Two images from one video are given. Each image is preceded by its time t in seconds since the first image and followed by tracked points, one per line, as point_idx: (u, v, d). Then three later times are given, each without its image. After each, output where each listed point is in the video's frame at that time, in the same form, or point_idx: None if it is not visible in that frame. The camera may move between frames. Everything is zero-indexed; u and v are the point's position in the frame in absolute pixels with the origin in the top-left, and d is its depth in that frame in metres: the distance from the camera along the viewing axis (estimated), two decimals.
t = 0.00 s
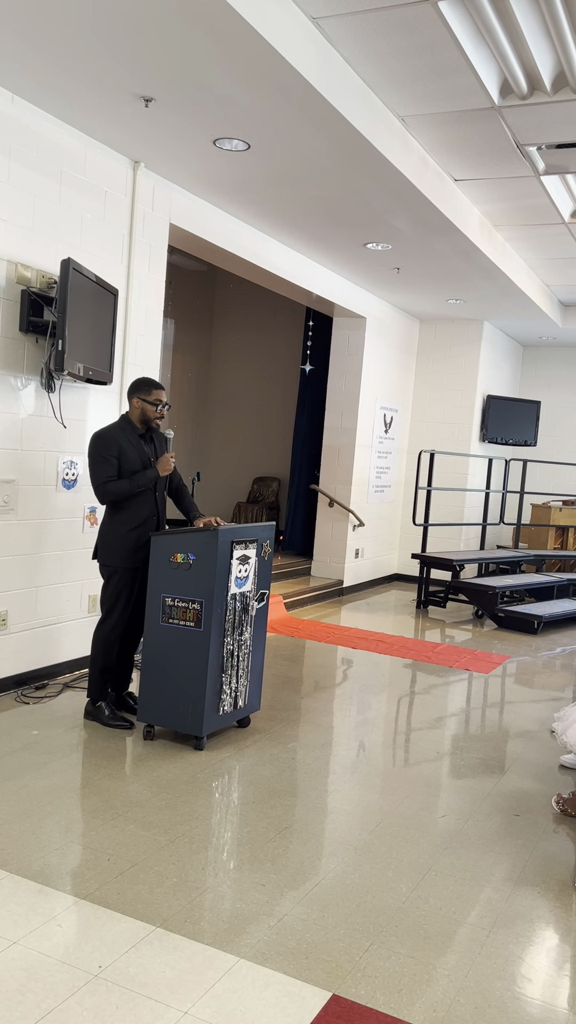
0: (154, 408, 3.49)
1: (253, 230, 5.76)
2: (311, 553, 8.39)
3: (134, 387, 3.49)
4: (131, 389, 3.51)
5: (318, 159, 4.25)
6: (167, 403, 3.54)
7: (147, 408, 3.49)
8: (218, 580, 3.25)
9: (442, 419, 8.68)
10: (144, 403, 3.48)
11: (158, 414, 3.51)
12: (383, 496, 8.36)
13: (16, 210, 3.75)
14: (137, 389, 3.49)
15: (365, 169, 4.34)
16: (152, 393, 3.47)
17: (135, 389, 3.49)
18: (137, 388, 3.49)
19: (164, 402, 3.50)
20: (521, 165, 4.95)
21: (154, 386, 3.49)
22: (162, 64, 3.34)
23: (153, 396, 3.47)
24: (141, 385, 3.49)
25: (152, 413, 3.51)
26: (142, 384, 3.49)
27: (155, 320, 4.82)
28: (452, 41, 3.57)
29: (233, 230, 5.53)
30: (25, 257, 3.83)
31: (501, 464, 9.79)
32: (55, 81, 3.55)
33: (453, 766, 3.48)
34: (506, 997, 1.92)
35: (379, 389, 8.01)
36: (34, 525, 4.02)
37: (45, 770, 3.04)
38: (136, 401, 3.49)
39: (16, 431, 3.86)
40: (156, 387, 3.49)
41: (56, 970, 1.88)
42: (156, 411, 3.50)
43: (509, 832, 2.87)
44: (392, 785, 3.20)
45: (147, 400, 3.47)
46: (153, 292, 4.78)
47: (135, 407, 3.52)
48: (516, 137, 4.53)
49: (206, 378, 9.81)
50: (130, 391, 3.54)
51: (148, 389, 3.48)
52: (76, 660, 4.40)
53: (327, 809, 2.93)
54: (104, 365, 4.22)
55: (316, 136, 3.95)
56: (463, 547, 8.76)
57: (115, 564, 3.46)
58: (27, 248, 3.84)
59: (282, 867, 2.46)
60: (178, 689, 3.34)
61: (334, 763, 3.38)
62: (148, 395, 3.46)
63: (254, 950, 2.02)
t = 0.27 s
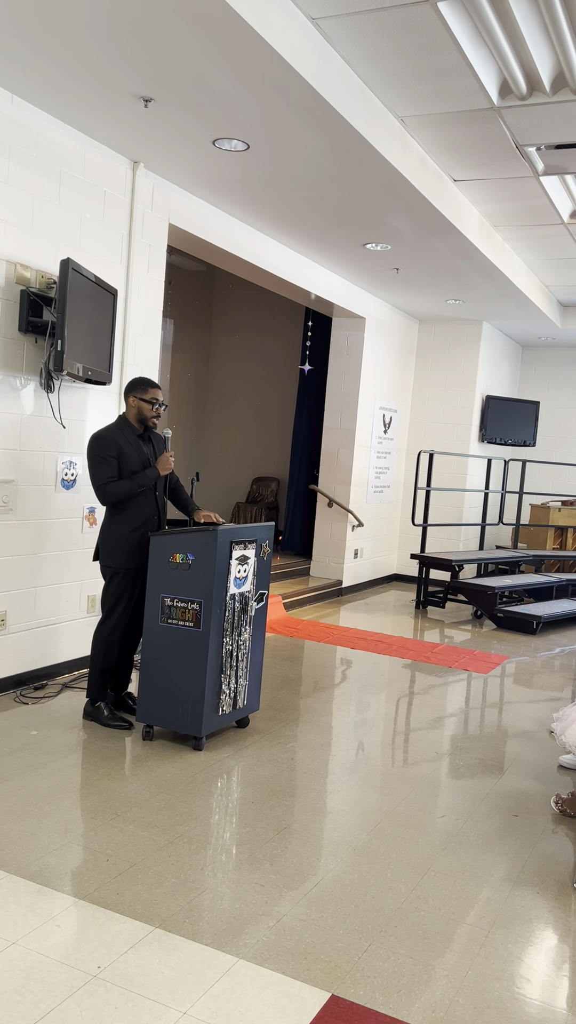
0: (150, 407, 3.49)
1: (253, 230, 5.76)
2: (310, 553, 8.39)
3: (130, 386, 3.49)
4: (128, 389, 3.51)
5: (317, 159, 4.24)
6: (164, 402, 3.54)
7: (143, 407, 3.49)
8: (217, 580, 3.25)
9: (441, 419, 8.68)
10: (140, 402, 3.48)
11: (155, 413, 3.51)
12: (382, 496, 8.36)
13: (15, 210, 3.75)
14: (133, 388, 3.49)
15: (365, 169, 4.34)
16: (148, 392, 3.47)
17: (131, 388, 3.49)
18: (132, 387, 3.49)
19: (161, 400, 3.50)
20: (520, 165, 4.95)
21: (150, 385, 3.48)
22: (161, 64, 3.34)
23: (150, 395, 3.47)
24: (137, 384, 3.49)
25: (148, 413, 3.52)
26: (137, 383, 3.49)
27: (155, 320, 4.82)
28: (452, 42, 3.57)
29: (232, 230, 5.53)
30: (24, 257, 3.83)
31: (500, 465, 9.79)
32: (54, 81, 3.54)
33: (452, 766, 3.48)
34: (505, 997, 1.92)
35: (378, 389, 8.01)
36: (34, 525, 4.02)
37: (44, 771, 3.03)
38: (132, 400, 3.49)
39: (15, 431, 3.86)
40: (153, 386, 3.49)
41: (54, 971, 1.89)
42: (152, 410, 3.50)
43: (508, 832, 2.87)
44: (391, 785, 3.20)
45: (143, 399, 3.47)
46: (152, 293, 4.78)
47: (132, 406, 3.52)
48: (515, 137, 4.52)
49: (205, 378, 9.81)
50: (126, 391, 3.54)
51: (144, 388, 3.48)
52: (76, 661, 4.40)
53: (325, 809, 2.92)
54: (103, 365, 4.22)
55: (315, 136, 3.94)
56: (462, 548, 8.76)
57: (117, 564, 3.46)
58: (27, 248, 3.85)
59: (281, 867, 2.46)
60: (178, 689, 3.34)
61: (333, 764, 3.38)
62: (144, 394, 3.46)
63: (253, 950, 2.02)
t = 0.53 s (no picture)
0: (152, 408, 3.49)
1: (252, 230, 5.76)
2: (309, 553, 8.38)
3: (132, 386, 3.49)
4: (129, 389, 3.51)
5: (317, 159, 4.24)
6: (165, 403, 3.54)
7: (145, 407, 3.49)
8: (216, 580, 3.25)
9: (440, 419, 8.68)
10: (142, 403, 3.48)
11: (156, 414, 3.51)
12: (381, 496, 8.36)
13: (15, 210, 3.75)
14: (135, 389, 3.49)
15: (364, 169, 4.34)
16: (150, 393, 3.47)
17: (132, 389, 3.49)
18: (134, 388, 3.49)
19: (162, 401, 3.50)
20: (519, 165, 4.95)
21: (152, 385, 3.49)
22: (160, 64, 3.34)
23: (151, 396, 3.47)
24: (138, 384, 3.49)
25: (150, 414, 3.51)
26: (138, 384, 3.49)
27: (154, 320, 4.82)
28: (451, 42, 3.57)
29: (231, 230, 5.53)
30: (23, 257, 3.83)
31: (499, 465, 9.79)
32: (53, 81, 3.54)
33: (451, 766, 3.48)
34: (504, 997, 1.92)
35: (377, 389, 8.01)
36: (33, 525, 4.02)
37: (43, 771, 3.03)
38: (134, 400, 3.49)
39: (14, 431, 3.85)
40: (154, 387, 3.49)
41: (53, 971, 1.88)
42: (154, 411, 3.50)
43: (507, 832, 2.87)
44: (391, 786, 3.20)
45: (144, 400, 3.47)
46: (151, 293, 4.78)
47: (133, 407, 3.51)
48: (514, 137, 4.52)
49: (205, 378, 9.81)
50: (127, 391, 3.54)
51: (146, 389, 3.48)
52: (75, 661, 4.40)
53: (325, 810, 2.92)
54: (103, 365, 4.22)
55: (315, 136, 3.94)
56: (462, 548, 8.76)
57: (116, 564, 3.46)
58: (26, 248, 3.84)
59: (280, 867, 2.46)
60: (177, 689, 3.33)
61: (332, 764, 3.38)
62: (145, 394, 3.46)
63: (252, 950, 2.02)
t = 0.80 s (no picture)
0: (156, 410, 3.50)
1: (251, 230, 5.75)
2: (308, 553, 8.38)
3: (137, 389, 3.50)
4: (134, 389, 3.51)
5: (316, 159, 4.24)
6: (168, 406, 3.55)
7: (149, 409, 3.49)
8: (215, 581, 3.25)
9: (439, 420, 8.68)
10: (146, 405, 3.49)
11: (159, 416, 3.52)
12: (380, 496, 8.36)
13: (14, 211, 3.75)
14: (141, 390, 3.49)
15: (363, 169, 4.35)
16: (155, 395, 3.48)
17: (138, 389, 3.50)
18: (139, 390, 3.49)
19: (166, 404, 3.51)
20: (518, 165, 4.95)
21: (157, 388, 3.49)
22: (159, 64, 3.34)
23: (156, 399, 3.48)
24: (144, 386, 3.50)
25: (153, 415, 3.51)
26: (145, 385, 3.49)
27: (153, 320, 4.82)
28: (450, 42, 3.57)
29: (230, 230, 5.53)
30: (22, 257, 3.83)
31: (498, 465, 9.79)
32: (52, 81, 3.54)
33: (450, 767, 3.47)
34: (503, 997, 1.92)
35: (376, 390, 8.01)
36: (32, 525, 4.01)
37: (41, 772, 3.03)
38: (138, 401, 3.49)
39: (13, 431, 3.85)
40: (159, 389, 3.49)
41: (52, 971, 1.88)
42: (158, 414, 3.50)
43: (506, 833, 2.86)
44: (390, 786, 3.20)
45: (149, 402, 3.48)
46: (151, 293, 4.78)
47: (136, 408, 3.51)
48: (513, 137, 4.53)
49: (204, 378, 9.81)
50: (132, 391, 3.54)
51: (151, 390, 3.48)
52: (73, 661, 4.39)
53: (324, 810, 2.92)
54: (102, 365, 4.22)
55: (314, 136, 3.94)
56: (461, 548, 8.76)
57: (115, 564, 3.46)
58: (24, 249, 3.84)
59: (279, 867, 2.46)
60: (176, 689, 3.33)
61: (331, 765, 3.38)
62: (150, 396, 3.47)
63: (251, 950, 2.02)
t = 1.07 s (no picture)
0: (156, 412, 3.50)
1: (250, 231, 5.75)
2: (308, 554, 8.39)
3: (138, 391, 3.49)
4: (135, 390, 3.51)
5: (315, 160, 4.24)
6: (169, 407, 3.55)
7: (150, 410, 3.49)
8: (214, 581, 3.25)
9: (439, 421, 8.68)
10: (147, 407, 3.49)
11: (160, 417, 3.52)
12: (379, 497, 8.36)
13: (13, 212, 3.75)
14: (142, 391, 3.49)
15: (362, 171, 4.35)
16: (156, 396, 3.48)
17: (139, 390, 3.49)
18: (140, 391, 3.49)
19: (167, 406, 3.51)
20: (517, 166, 4.96)
21: (158, 390, 3.49)
22: (158, 65, 3.34)
23: (157, 401, 3.48)
24: (145, 386, 3.49)
25: (154, 417, 3.51)
26: (146, 386, 3.49)
27: (152, 320, 4.82)
28: (449, 44, 3.57)
29: (229, 230, 5.54)
30: (22, 258, 3.83)
31: (497, 466, 9.79)
32: (51, 83, 3.54)
33: (450, 768, 3.47)
34: (502, 997, 1.93)
35: (375, 390, 8.01)
36: (31, 525, 4.01)
37: (40, 772, 3.03)
38: (138, 402, 3.49)
39: (13, 431, 3.85)
40: (160, 390, 3.49)
41: (52, 971, 1.89)
42: (159, 416, 3.50)
43: (505, 834, 2.86)
44: (389, 787, 3.20)
45: (150, 404, 3.48)
46: (150, 294, 4.78)
47: (137, 409, 3.51)
48: (512, 139, 4.53)
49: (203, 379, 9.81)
50: (133, 392, 3.54)
51: (152, 392, 3.48)
52: (72, 662, 4.39)
53: (323, 811, 2.92)
54: (101, 366, 4.22)
55: (313, 138, 3.94)
56: (460, 549, 8.76)
57: (113, 565, 3.46)
58: (23, 250, 3.84)
59: (278, 868, 2.46)
60: (175, 689, 3.33)
61: (330, 765, 3.37)
62: (151, 397, 3.47)
63: (250, 950, 2.02)
